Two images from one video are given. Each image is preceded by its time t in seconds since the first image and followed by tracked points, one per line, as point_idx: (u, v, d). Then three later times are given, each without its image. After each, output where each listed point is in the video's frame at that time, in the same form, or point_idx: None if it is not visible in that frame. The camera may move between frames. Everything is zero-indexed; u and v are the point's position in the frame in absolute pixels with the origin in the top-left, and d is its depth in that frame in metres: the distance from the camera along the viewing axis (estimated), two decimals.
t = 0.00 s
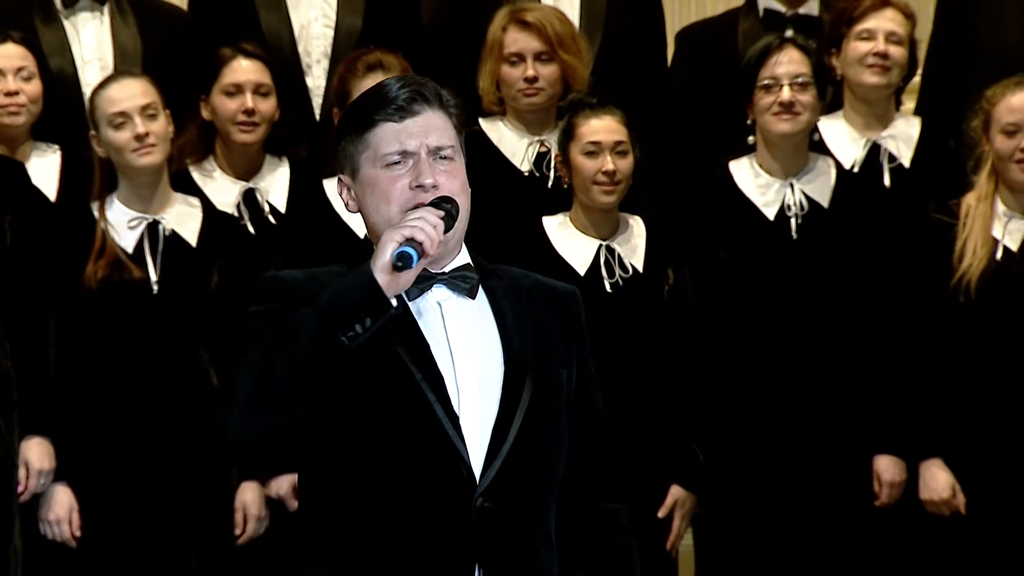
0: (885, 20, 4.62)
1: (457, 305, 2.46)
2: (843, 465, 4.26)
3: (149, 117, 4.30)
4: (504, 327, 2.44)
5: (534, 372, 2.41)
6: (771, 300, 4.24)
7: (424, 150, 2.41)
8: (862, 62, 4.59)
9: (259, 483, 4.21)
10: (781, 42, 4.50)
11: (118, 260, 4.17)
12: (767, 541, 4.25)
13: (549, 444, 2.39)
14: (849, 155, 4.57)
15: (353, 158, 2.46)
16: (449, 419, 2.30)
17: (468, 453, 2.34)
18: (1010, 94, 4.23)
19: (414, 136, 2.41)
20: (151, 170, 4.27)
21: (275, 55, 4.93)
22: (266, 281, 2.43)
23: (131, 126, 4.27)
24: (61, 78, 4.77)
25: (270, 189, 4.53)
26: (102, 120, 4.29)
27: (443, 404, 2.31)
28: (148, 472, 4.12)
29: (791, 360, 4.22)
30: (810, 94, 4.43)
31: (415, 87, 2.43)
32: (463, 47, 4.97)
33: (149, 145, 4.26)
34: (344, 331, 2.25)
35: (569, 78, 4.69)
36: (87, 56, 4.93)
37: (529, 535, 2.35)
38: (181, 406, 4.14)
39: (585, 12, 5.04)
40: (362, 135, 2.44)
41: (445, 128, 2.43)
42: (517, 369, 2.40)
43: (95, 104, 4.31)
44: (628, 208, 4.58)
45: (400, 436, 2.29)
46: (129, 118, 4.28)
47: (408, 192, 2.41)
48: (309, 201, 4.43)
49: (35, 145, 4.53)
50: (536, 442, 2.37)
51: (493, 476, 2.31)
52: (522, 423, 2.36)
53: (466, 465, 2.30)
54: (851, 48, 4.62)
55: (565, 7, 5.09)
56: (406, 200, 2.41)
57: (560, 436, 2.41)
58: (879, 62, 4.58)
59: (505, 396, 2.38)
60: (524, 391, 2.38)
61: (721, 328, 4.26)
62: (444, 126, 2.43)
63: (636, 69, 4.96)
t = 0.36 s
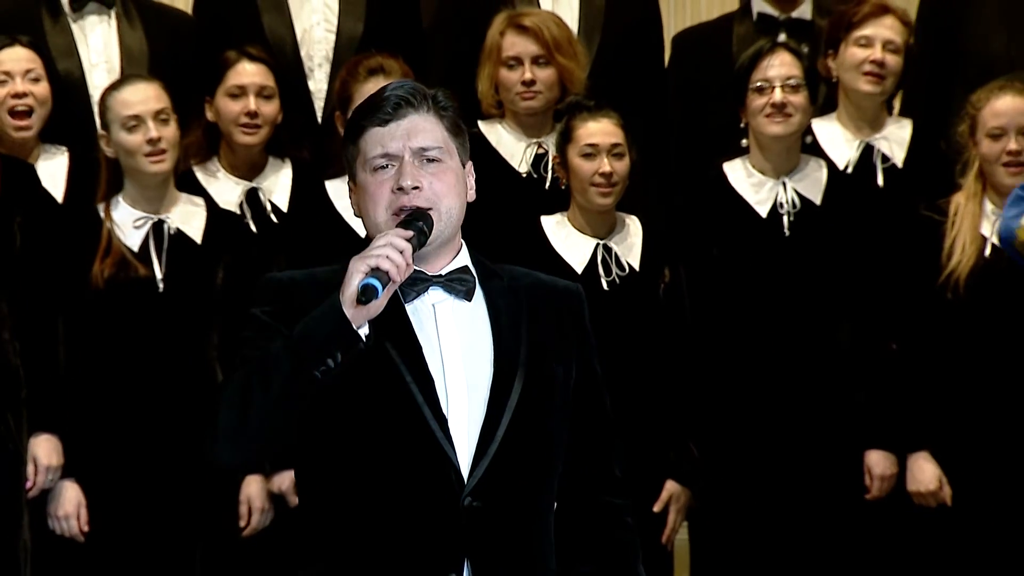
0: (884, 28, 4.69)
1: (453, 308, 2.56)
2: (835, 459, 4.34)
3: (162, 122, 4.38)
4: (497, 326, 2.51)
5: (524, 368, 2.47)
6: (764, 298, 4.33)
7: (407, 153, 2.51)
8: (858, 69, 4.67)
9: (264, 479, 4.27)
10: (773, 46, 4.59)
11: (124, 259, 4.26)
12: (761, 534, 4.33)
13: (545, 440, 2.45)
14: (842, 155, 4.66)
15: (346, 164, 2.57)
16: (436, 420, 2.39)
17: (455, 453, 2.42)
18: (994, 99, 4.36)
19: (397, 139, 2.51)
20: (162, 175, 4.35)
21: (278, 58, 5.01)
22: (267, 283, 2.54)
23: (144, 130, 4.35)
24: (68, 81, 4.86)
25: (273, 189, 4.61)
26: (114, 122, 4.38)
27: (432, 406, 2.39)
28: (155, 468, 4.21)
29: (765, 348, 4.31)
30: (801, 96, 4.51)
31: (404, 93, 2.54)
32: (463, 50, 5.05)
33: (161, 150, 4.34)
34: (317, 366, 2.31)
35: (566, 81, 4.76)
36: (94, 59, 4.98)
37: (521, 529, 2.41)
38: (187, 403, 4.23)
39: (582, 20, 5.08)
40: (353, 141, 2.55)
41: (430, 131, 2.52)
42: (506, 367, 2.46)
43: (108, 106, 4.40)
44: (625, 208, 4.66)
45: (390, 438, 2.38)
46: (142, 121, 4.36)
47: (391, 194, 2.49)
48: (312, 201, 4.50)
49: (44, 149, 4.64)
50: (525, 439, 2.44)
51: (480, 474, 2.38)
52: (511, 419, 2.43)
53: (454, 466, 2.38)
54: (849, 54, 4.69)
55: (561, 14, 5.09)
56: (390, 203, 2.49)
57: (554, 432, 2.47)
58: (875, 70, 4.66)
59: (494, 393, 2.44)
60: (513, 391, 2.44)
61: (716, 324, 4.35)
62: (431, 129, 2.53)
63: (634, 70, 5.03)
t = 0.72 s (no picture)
0: (874, 41, 4.82)
1: (451, 306, 2.62)
2: (826, 455, 4.44)
3: (175, 125, 4.49)
4: (496, 324, 2.59)
5: (522, 366, 2.55)
6: (756, 297, 4.43)
7: (434, 168, 2.54)
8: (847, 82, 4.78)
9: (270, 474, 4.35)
10: (766, 52, 4.67)
11: (129, 257, 4.36)
12: (755, 528, 4.43)
13: (543, 436, 2.54)
14: (834, 156, 4.75)
15: (369, 159, 2.59)
16: (436, 414, 2.47)
17: (457, 445, 2.50)
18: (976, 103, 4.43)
19: (427, 153, 2.54)
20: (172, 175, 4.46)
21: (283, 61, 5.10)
22: (269, 285, 2.58)
23: (156, 132, 4.46)
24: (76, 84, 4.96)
25: (278, 189, 4.71)
26: (127, 122, 4.48)
27: (433, 403, 2.48)
28: (159, 464, 4.30)
29: (758, 345, 4.41)
30: (795, 100, 4.57)
31: (442, 105, 2.55)
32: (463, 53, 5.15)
33: (172, 151, 4.45)
34: (346, 412, 2.40)
35: (558, 87, 4.84)
36: (105, 62, 5.12)
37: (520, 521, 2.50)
38: (191, 399, 4.31)
39: (582, 26, 5.20)
40: (382, 139, 2.57)
41: (461, 149, 2.55)
42: (505, 365, 2.54)
43: (121, 108, 4.50)
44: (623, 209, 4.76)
45: (393, 430, 2.48)
46: (155, 123, 4.47)
47: (410, 205, 2.54)
48: (314, 195, 4.54)
49: (51, 152, 4.74)
50: (522, 434, 2.52)
51: (481, 469, 2.46)
52: (509, 416, 2.51)
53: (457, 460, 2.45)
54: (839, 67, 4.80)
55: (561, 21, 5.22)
56: (406, 211, 2.54)
57: (551, 427, 2.56)
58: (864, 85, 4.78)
59: (493, 390, 2.53)
60: (512, 388, 2.52)
61: (710, 322, 4.44)
62: (461, 146, 2.56)
63: (632, 73, 5.12)
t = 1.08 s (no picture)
0: (862, 45, 4.89)
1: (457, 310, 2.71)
2: (816, 454, 4.54)
3: (178, 126, 4.56)
4: (502, 325, 2.67)
5: (528, 365, 2.64)
6: (748, 298, 4.52)
7: (459, 173, 2.56)
8: (837, 87, 4.88)
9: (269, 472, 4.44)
10: (758, 54, 4.76)
11: (134, 259, 4.41)
12: (745, 526, 4.53)
13: (546, 433, 2.62)
14: (825, 159, 4.84)
15: (391, 158, 2.62)
16: (452, 411, 2.52)
17: (470, 442, 2.57)
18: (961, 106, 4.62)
19: (454, 157, 2.56)
20: (175, 177, 4.51)
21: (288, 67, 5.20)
22: (274, 287, 2.60)
23: (158, 132, 4.53)
24: (83, 87, 5.06)
25: (281, 191, 4.79)
26: (133, 123, 4.56)
27: (449, 400, 2.53)
28: (162, 462, 4.36)
29: (751, 344, 4.50)
30: (786, 102, 4.67)
31: (467, 111, 2.59)
32: (463, 58, 5.26)
33: (174, 151, 4.51)
34: (393, 408, 2.42)
35: (559, 87, 4.95)
36: (113, 67, 5.16)
37: (527, 515, 2.56)
38: (193, 399, 4.38)
39: (582, 33, 5.28)
40: (406, 140, 2.60)
41: (484, 155, 2.59)
42: (514, 364, 2.62)
43: (128, 108, 4.59)
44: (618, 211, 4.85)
45: (405, 431, 2.51)
46: (158, 123, 4.54)
47: (433, 207, 2.57)
48: (317, 200, 4.68)
49: (57, 154, 4.81)
50: (531, 431, 2.60)
51: (496, 463, 2.53)
52: (520, 414, 2.59)
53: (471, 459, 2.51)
54: (828, 71, 4.90)
55: (561, 27, 5.31)
56: (429, 214, 2.57)
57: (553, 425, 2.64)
58: (853, 88, 4.87)
59: (503, 389, 2.60)
60: (521, 386, 2.60)
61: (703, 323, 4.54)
62: (484, 153, 2.59)
63: (627, 79, 5.23)
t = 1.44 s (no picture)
0: (855, 50, 5.00)
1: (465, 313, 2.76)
2: (808, 452, 4.61)
3: (186, 128, 4.65)
4: (510, 327, 2.73)
5: (537, 365, 2.70)
6: (743, 298, 4.60)
7: (467, 169, 2.64)
8: (829, 91, 4.99)
9: (269, 470, 4.53)
10: (746, 59, 4.87)
11: (137, 259, 4.49)
12: (735, 522, 4.61)
13: (550, 428, 2.69)
14: (818, 161, 4.93)
15: (396, 159, 2.69)
16: (470, 407, 2.57)
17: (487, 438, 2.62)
18: (952, 111, 4.74)
19: (461, 154, 2.64)
20: (181, 180, 4.61)
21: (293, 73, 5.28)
22: (286, 285, 2.67)
23: (167, 131, 4.62)
24: (90, 91, 5.13)
25: (284, 193, 4.86)
26: (143, 121, 4.65)
27: (466, 397, 2.58)
28: (164, 458, 4.43)
29: (745, 344, 4.58)
30: (776, 102, 4.76)
31: (468, 109, 2.67)
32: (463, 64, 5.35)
33: (179, 152, 4.61)
34: (432, 390, 2.48)
35: (558, 89, 5.04)
36: (121, 72, 5.27)
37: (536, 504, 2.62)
38: (195, 397, 4.46)
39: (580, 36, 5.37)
40: (411, 140, 2.67)
41: (488, 152, 2.67)
42: (525, 364, 2.69)
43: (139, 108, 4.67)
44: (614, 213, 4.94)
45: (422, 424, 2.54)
46: (167, 123, 4.63)
47: (444, 204, 2.65)
48: (320, 204, 4.73)
49: (65, 156, 4.88)
50: (541, 428, 2.66)
51: (512, 458, 2.58)
52: (532, 411, 2.65)
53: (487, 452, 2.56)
54: (821, 75, 5.01)
55: (561, 27, 5.40)
56: (441, 211, 2.65)
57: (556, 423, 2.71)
58: (845, 92, 4.97)
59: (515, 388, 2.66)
60: (532, 385, 2.67)
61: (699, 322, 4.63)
62: (487, 149, 2.68)
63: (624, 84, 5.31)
